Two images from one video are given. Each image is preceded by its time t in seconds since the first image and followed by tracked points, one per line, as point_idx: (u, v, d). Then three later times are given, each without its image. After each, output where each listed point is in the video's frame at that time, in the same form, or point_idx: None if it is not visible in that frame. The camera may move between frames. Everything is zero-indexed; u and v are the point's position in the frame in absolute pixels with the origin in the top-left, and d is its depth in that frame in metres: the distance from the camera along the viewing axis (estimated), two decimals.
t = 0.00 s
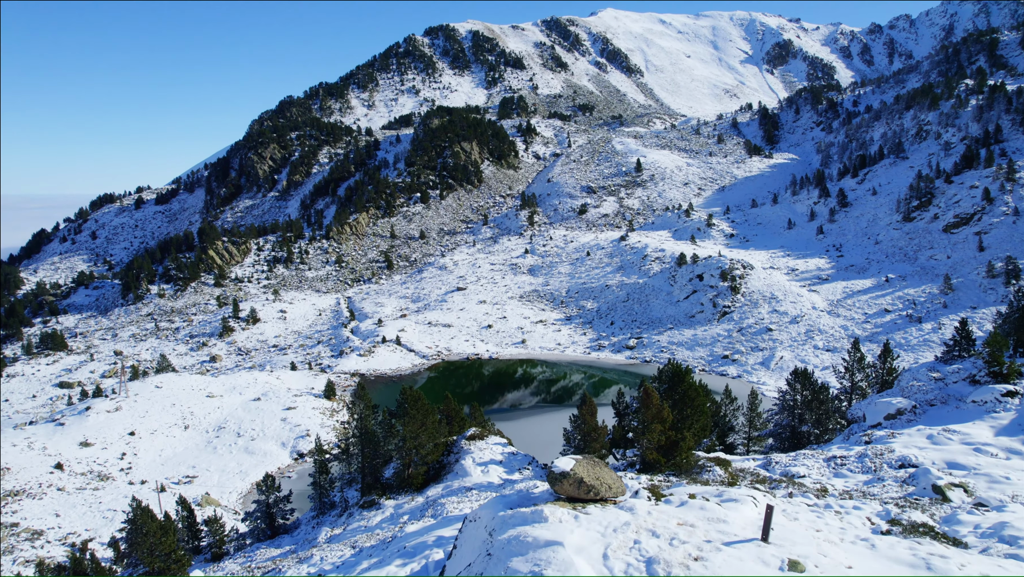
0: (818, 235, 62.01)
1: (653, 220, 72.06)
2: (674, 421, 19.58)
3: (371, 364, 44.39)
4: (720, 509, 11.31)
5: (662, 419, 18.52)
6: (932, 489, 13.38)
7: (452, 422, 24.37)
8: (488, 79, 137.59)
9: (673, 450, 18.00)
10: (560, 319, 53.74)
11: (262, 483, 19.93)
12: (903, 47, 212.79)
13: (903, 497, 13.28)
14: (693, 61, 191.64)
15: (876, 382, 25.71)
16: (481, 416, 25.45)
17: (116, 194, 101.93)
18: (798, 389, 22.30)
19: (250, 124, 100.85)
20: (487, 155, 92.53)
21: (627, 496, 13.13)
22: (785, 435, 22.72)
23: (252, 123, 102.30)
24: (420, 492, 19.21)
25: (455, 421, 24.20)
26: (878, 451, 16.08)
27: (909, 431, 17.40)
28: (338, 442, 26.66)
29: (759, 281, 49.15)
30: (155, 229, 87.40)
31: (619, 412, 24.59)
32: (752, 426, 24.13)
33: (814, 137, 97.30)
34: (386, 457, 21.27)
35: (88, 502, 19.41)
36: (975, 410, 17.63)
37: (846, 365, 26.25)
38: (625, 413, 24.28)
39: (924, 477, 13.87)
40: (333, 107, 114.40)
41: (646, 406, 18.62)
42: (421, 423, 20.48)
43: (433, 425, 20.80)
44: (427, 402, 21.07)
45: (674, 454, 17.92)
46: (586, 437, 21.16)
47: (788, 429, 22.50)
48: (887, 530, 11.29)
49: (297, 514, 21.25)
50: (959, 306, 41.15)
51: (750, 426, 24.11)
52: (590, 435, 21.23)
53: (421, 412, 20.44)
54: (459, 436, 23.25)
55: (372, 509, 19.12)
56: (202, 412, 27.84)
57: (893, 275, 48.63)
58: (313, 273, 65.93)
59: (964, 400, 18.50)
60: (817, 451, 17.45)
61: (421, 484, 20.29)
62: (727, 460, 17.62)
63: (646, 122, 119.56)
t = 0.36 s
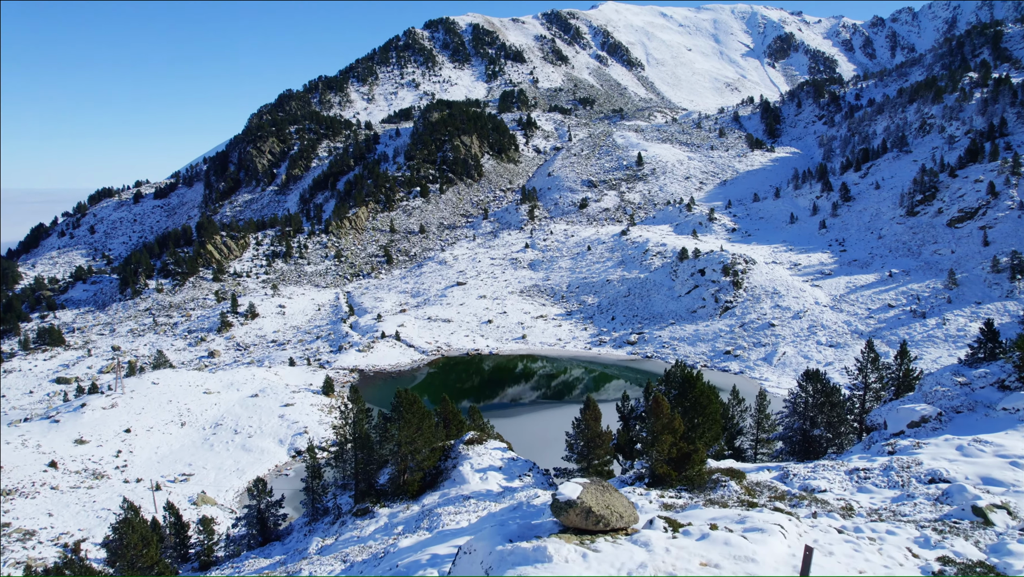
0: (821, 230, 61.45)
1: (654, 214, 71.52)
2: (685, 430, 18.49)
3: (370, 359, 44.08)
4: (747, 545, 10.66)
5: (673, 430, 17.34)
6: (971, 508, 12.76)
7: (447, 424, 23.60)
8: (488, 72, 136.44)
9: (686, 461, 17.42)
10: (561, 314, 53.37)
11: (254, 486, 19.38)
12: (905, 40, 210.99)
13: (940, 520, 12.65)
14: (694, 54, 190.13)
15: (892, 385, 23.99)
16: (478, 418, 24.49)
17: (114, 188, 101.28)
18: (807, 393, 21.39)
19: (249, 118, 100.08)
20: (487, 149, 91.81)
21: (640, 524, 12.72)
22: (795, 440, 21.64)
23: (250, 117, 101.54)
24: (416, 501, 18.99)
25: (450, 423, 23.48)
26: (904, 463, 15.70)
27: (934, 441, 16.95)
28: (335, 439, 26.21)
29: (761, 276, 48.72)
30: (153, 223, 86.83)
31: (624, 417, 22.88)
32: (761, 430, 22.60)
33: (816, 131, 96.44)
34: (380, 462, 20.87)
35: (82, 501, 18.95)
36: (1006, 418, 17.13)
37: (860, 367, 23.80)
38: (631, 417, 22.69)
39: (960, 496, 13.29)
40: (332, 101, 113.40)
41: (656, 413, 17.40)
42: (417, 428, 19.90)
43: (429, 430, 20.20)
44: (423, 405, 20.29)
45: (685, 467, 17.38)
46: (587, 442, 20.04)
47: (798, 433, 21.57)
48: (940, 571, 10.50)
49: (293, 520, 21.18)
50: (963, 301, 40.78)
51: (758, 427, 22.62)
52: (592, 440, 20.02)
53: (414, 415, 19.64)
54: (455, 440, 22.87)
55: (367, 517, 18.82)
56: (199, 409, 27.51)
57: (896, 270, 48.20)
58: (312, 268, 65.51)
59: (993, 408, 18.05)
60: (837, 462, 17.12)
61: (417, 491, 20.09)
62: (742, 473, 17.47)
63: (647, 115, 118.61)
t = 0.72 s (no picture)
0: (823, 224, 60.92)
1: (655, 208, 70.99)
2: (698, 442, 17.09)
3: (369, 355, 43.71)
4: None
5: (685, 443, 15.97)
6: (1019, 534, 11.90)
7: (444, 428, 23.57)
8: (488, 65, 135.23)
9: (700, 475, 16.13)
10: (561, 309, 52.97)
11: (244, 491, 18.95)
12: (908, 33, 209.07)
13: (985, 549, 11.84)
14: (695, 47, 188.64)
15: (910, 389, 23.25)
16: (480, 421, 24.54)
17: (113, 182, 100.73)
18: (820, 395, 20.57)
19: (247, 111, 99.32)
20: (487, 142, 91.01)
21: (657, 561, 11.93)
22: (806, 444, 21.16)
23: (249, 110, 100.79)
24: (411, 511, 18.39)
25: (449, 427, 23.48)
26: (936, 477, 15.32)
27: (965, 452, 16.64)
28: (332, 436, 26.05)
29: (764, 271, 48.28)
30: (151, 218, 86.31)
31: (629, 421, 23.00)
32: (770, 433, 21.88)
33: (818, 124, 95.58)
34: (374, 468, 20.09)
35: (76, 500, 18.70)
36: None
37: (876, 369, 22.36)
38: (636, 422, 22.83)
39: (1005, 520, 12.60)
40: (331, 94, 112.40)
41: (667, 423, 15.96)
42: (412, 433, 19.34)
43: (425, 435, 19.68)
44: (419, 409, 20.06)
45: (699, 483, 16.12)
46: (591, 450, 18.90)
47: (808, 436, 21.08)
48: None
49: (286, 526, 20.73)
50: (967, 297, 40.36)
51: (766, 430, 21.78)
52: (595, 448, 18.86)
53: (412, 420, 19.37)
54: (452, 445, 22.52)
55: (359, 528, 18.16)
56: (195, 405, 27.21)
57: (900, 265, 47.75)
58: (311, 262, 65.07)
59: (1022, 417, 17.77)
60: (861, 476, 16.66)
61: (411, 500, 19.44)
62: (760, 488, 16.56)
63: (648, 109, 117.61)
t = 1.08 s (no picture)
0: (826, 218, 60.38)
1: (656, 201, 70.44)
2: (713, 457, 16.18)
3: (367, 350, 43.34)
4: None
5: (701, 459, 14.82)
6: None
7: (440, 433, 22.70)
8: (489, 58, 134.04)
9: (715, 495, 15.33)
10: (562, 304, 52.58)
11: (234, 497, 18.46)
12: (910, 25, 206.89)
13: None
14: (696, 40, 187.04)
15: (930, 392, 21.32)
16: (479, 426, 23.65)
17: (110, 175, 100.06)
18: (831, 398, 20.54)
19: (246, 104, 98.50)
20: (487, 136, 90.26)
21: None
22: (818, 448, 20.88)
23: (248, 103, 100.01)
24: (405, 523, 18.01)
25: (448, 428, 22.69)
26: (971, 496, 14.36)
27: (1000, 465, 15.79)
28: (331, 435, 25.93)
29: (766, 265, 47.86)
30: (149, 211, 85.74)
31: (634, 426, 21.80)
32: (780, 436, 21.26)
33: (820, 117, 94.63)
34: (366, 476, 19.48)
35: (69, 498, 18.41)
36: None
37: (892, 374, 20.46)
38: (643, 428, 21.73)
39: None
40: (330, 87, 111.40)
41: (681, 439, 14.76)
42: (406, 439, 18.44)
43: (419, 441, 18.89)
44: (413, 414, 19.54)
45: (714, 503, 15.28)
46: (596, 459, 18.04)
47: (820, 440, 20.89)
48: None
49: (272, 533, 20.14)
50: (972, 291, 39.91)
51: (775, 432, 21.28)
52: (598, 457, 18.11)
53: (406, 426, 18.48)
54: (449, 451, 21.85)
55: (351, 539, 17.81)
56: (192, 401, 26.91)
57: (903, 259, 47.29)
58: (310, 256, 64.62)
59: None
60: (889, 493, 15.70)
61: (405, 510, 18.68)
62: (778, 506, 15.69)
63: (649, 102, 116.60)
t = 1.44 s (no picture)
0: (829, 211, 59.80)
1: (658, 195, 69.86)
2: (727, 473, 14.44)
3: (366, 345, 42.97)
4: None
5: (719, 481, 13.48)
6: None
7: (437, 439, 22.48)
8: (489, 50, 132.82)
9: (735, 519, 13.40)
10: (562, 298, 52.16)
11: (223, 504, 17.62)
12: (913, 17, 204.73)
13: None
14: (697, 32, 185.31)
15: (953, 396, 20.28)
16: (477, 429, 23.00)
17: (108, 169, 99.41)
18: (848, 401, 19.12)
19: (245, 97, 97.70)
20: (487, 128, 89.47)
21: None
22: (832, 453, 19.39)
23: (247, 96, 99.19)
24: (398, 536, 17.26)
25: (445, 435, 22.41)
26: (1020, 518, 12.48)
27: None
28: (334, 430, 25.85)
29: (769, 259, 47.42)
30: (148, 205, 85.17)
31: (640, 434, 19.68)
32: (791, 440, 20.67)
33: (822, 110, 93.57)
34: (358, 485, 18.82)
35: (62, 497, 18.02)
36: None
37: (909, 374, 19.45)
38: (650, 435, 19.60)
39: None
40: (330, 80, 110.41)
41: (698, 458, 13.48)
42: (400, 447, 17.87)
43: (414, 449, 18.29)
44: (407, 419, 18.50)
45: (732, 527, 13.34)
46: (601, 469, 17.00)
47: (835, 445, 19.37)
48: None
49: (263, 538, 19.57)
50: (977, 286, 39.47)
51: (785, 435, 20.71)
52: (604, 468, 17.06)
53: (401, 434, 17.89)
54: (445, 458, 21.46)
55: (341, 552, 17.05)
56: (188, 397, 26.58)
57: (907, 253, 46.80)
58: (309, 250, 64.15)
59: None
60: (923, 514, 13.80)
61: (399, 521, 18.18)
62: (800, 526, 13.61)
63: (651, 94, 115.59)
